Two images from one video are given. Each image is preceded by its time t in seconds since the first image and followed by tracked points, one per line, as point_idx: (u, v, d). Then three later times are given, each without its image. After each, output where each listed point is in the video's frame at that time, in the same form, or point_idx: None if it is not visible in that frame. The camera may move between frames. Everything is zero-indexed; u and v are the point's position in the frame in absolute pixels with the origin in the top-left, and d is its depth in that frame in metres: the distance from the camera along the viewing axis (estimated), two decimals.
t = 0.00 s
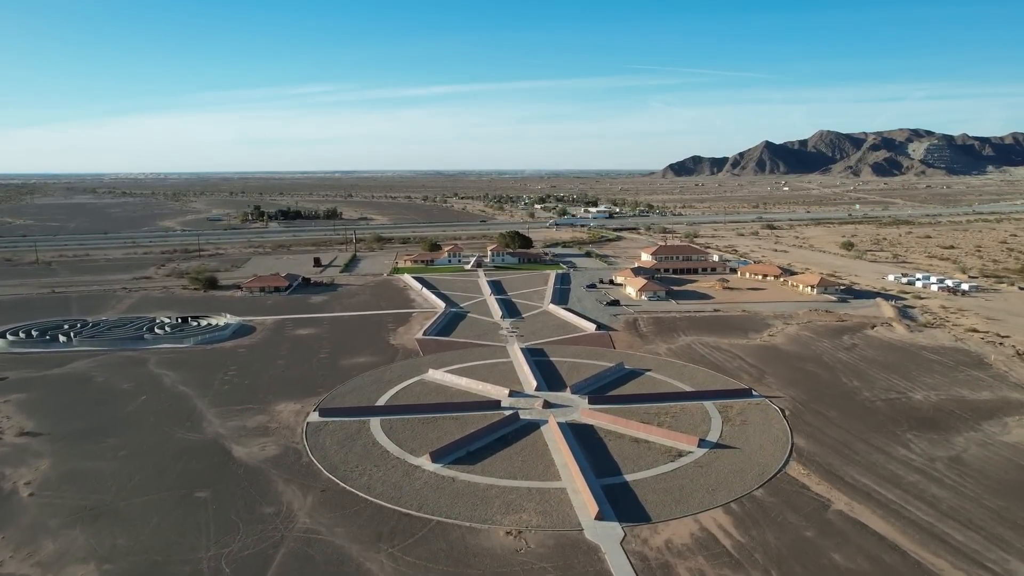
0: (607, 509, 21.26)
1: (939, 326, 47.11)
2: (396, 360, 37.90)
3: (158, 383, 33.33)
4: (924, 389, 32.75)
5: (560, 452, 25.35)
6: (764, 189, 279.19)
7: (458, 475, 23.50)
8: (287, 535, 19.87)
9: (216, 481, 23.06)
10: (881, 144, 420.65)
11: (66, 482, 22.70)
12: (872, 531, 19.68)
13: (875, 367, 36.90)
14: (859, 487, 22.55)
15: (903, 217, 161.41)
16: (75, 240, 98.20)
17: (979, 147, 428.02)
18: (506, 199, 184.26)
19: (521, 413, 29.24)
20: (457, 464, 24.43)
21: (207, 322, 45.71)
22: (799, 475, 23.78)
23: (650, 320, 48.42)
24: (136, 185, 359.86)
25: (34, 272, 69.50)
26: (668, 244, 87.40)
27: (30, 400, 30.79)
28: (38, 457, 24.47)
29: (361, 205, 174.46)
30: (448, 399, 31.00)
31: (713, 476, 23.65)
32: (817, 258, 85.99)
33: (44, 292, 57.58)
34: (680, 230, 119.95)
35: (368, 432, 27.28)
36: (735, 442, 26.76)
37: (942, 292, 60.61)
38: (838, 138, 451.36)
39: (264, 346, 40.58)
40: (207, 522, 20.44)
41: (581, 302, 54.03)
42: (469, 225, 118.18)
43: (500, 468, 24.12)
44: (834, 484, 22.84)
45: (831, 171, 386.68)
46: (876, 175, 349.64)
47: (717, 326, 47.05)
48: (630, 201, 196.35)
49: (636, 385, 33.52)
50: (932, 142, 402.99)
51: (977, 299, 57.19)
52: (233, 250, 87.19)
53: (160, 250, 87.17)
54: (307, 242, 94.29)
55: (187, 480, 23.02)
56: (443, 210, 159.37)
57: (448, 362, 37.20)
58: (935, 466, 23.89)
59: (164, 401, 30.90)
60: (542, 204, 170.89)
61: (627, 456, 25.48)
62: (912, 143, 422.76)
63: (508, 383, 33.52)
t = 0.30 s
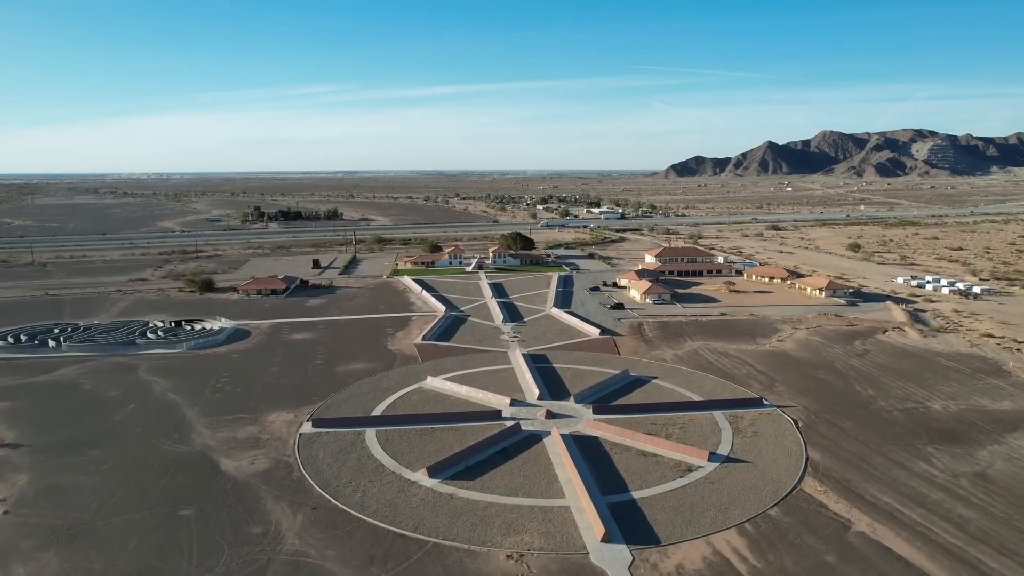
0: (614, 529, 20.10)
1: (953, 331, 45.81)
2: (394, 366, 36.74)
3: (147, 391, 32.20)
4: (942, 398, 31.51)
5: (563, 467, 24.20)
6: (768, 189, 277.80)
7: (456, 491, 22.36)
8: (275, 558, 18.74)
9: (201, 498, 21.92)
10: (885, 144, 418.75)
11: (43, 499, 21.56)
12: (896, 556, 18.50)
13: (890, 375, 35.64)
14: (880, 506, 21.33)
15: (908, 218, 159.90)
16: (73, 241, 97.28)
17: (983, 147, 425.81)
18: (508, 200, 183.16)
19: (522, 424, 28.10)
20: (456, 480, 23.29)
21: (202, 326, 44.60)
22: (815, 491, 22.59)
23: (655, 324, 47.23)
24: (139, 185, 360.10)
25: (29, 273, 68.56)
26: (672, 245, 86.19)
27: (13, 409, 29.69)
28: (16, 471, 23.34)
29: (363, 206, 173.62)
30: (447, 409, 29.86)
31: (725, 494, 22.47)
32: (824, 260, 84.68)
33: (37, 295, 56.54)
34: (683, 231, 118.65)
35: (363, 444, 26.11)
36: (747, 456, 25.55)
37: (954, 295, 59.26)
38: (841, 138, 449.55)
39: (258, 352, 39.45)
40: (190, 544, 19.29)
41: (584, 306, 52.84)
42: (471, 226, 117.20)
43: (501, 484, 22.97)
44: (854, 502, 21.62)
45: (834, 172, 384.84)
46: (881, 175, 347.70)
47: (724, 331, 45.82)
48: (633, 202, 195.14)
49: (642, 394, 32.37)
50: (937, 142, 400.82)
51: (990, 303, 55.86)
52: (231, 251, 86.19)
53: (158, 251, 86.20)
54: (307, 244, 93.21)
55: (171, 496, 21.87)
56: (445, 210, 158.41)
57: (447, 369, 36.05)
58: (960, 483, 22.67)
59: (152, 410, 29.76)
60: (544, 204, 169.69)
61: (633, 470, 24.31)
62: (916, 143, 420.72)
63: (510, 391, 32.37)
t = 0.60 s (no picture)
0: (627, 554, 18.95)
1: (975, 337, 44.30)
2: (397, 372, 35.64)
3: (143, 397, 31.21)
4: (969, 409, 30.08)
5: (573, 483, 23.02)
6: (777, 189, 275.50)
7: (460, 510, 21.25)
8: None
9: (192, 514, 20.83)
10: (895, 144, 415.12)
11: (26, 515, 20.51)
12: None
13: (912, 383, 34.25)
14: (910, 529, 20.03)
15: (921, 218, 157.69)
16: (78, 241, 96.85)
17: (995, 147, 421.20)
18: (515, 200, 181.88)
19: (529, 436, 26.95)
20: (460, 496, 22.19)
21: (202, 329, 43.62)
22: (839, 512, 21.33)
23: (666, 329, 45.98)
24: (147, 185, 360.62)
25: (31, 274, 67.95)
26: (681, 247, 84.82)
27: (4, 417, 28.74)
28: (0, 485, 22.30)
29: (369, 206, 173.01)
30: (451, 418, 28.75)
31: (745, 514, 21.25)
32: (836, 262, 83.10)
33: (37, 296, 55.80)
34: (692, 232, 117.26)
35: (363, 457, 25.00)
36: (766, 472, 24.27)
37: (972, 299, 57.65)
38: (851, 138, 445.70)
39: (259, 357, 38.44)
40: (177, 567, 18.21)
41: (592, 309, 51.64)
42: (477, 227, 116.27)
43: (506, 502, 21.82)
44: (883, 525, 20.32)
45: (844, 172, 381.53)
46: (891, 176, 344.14)
47: (737, 336, 44.51)
48: (640, 202, 193.62)
49: (653, 404, 31.15)
50: (948, 143, 396.79)
51: (1011, 307, 54.24)
52: (236, 252, 85.40)
53: (162, 252, 85.53)
54: (312, 244, 92.36)
55: (160, 513, 20.79)
56: (451, 210, 157.55)
57: (452, 376, 34.90)
58: (995, 504, 21.34)
59: (146, 418, 28.73)
60: (551, 204, 168.53)
61: (646, 487, 23.11)
62: (927, 143, 416.68)
63: (516, 400, 31.21)
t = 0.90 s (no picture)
0: None
1: (1011, 346, 42.35)
2: (408, 378, 34.61)
3: (148, 403, 30.47)
4: (1011, 425, 28.39)
5: (590, 502, 21.80)
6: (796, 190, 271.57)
7: (472, 529, 20.12)
8: None
9: (190, 532, 19.89)
10: (917, 144, 407.71)
11: (20, 529, 19.70)
12: None
13: (947, 395, 32.57)
14: (956, 561, 18.57)
15: (945, 220, 154.02)
16: (95, 241, 97.18)
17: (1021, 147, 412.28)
18: (530, 200, 180.67)
19: (544, 449, 25.76)
20: (471, 514, 21.06)
21: (211, 332, 42.96)
22: (876, 538, 19.90)
23: (685, 335, 44.54)
24: (165, 185, 363.58)
25: (45, 274, 67.90)
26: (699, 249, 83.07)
27: (6, 422, 28.11)
28: None
29: (384, 206, 172.71)
30: (463, 428, 27.64)
31: (775, 538, 19.88)
32: (860, 265, 80.93)
33: (50, 297, 55.56)
34: (710, 233, 115.25)
35: (370, 470, 23.95)
36: (796, 491, 22.82)
37: (1005, 305, 55.48)
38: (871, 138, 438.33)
39: (267, 361, 37.64)
40: None
41: (609, 313, 50.32)
42: (492, 227, 115.30)
43: (520, 521, 20.67)
44: (926, 555, 18.87)
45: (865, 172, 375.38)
46: (913, 176, 337.47)
47: (760, 343, 42.94)
48: (657, 202, 191.39)
49: (674, 415, 29.80)
50: (972, 142, 388.99)
51: None
52: (249, 252, 85.03)
53: (177, 252, 85.42)
54: (325, 245, 91.78)
55: (157, 530, 19.86)
56: (466, 211, 156.73)
57: (464, 383, 33.77)
58: None
59: (150, 425, 27.95)
60: (567, 205, 167.13)
61: (668, 507, 21.81)
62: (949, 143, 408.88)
63: (531, 410, 30.03)
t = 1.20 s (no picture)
0: None
1: None
2: (418, 385, 33.54)
3: (150, 409, 29.69)
4: None
5: (607, 523, 20.55)
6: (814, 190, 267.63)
7: (482, 552, 18.96)
8: None
9: (185, 551, 18.92)
10: (938, 144, 400.67)
11: (9, 546, 18.85)
12: None
13: (984, 408, 30.89)
14: None
15: (969, 222, 150.54)
16: (109, 241, 97.34)
17: None
18: (544, 201, 179.33)
19: (558, 463, 24.53)
20: (482, 534, 19.90)
21: (219, 335, 42.24)
22: (917, 569, 18.43)
23: (705, 340, 43.07)
24: (181, 185, 366.28)
25: (58, 275, 67.83)
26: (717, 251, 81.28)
27: (6, 429, 27.44)
28: None
29: (397, 206, 172.26)
30: (473, 440, 26.46)
31: (807, 567, 18.50)
32: (883, 268, 78.72)
33: (61, 297, 55.25)
34: (727, 235, 113.24)
35: (376, 485, 22.84)
36: (827, 513, 21.37)
37: None
38: (890, 137, 431.46)
39: (275, 366, 36.78)
40: None
41: (626, 318, 48.96)
42: (505, 228, 114.16)
43: (533, 544, 19.47)
44: None
45: (884, 172, 369.46)
46: (934, 176, 331.43)
47: (783, 350, 41.32)
48: (672, 203, 189.05)
49: (694, 427, 28.42)
50: (994, 142, 381.70)
51: None
52: (261, 253, 84.61)
53: (189, 252, 85.16)
54: (337, 245, 91.21)
55: (151, 549, 18.92)
56: (479, 211, 155.79)
57: (476, 390, 32.62)
58: None
59: (151, 433, 27.13)
60: (581, 205, 165.62)
61: (690, 529, 20.49)
62: (971, 143, 401.47)
63: (544, 420, 28.80)
